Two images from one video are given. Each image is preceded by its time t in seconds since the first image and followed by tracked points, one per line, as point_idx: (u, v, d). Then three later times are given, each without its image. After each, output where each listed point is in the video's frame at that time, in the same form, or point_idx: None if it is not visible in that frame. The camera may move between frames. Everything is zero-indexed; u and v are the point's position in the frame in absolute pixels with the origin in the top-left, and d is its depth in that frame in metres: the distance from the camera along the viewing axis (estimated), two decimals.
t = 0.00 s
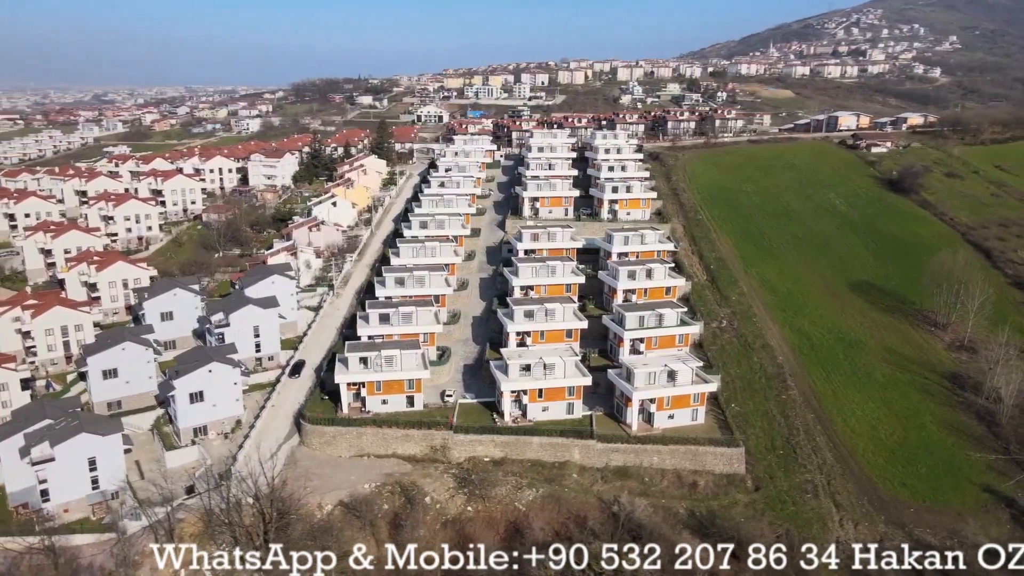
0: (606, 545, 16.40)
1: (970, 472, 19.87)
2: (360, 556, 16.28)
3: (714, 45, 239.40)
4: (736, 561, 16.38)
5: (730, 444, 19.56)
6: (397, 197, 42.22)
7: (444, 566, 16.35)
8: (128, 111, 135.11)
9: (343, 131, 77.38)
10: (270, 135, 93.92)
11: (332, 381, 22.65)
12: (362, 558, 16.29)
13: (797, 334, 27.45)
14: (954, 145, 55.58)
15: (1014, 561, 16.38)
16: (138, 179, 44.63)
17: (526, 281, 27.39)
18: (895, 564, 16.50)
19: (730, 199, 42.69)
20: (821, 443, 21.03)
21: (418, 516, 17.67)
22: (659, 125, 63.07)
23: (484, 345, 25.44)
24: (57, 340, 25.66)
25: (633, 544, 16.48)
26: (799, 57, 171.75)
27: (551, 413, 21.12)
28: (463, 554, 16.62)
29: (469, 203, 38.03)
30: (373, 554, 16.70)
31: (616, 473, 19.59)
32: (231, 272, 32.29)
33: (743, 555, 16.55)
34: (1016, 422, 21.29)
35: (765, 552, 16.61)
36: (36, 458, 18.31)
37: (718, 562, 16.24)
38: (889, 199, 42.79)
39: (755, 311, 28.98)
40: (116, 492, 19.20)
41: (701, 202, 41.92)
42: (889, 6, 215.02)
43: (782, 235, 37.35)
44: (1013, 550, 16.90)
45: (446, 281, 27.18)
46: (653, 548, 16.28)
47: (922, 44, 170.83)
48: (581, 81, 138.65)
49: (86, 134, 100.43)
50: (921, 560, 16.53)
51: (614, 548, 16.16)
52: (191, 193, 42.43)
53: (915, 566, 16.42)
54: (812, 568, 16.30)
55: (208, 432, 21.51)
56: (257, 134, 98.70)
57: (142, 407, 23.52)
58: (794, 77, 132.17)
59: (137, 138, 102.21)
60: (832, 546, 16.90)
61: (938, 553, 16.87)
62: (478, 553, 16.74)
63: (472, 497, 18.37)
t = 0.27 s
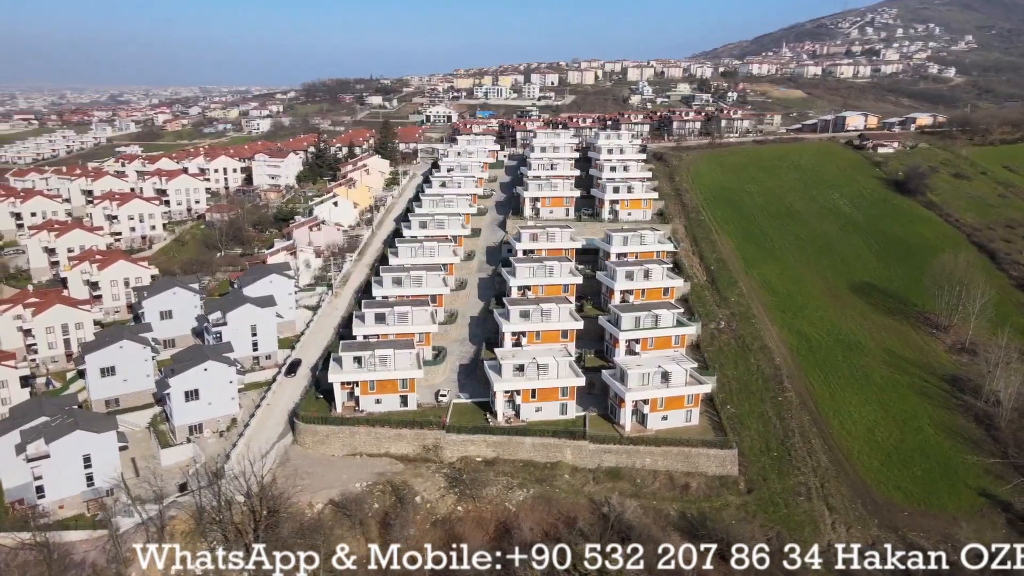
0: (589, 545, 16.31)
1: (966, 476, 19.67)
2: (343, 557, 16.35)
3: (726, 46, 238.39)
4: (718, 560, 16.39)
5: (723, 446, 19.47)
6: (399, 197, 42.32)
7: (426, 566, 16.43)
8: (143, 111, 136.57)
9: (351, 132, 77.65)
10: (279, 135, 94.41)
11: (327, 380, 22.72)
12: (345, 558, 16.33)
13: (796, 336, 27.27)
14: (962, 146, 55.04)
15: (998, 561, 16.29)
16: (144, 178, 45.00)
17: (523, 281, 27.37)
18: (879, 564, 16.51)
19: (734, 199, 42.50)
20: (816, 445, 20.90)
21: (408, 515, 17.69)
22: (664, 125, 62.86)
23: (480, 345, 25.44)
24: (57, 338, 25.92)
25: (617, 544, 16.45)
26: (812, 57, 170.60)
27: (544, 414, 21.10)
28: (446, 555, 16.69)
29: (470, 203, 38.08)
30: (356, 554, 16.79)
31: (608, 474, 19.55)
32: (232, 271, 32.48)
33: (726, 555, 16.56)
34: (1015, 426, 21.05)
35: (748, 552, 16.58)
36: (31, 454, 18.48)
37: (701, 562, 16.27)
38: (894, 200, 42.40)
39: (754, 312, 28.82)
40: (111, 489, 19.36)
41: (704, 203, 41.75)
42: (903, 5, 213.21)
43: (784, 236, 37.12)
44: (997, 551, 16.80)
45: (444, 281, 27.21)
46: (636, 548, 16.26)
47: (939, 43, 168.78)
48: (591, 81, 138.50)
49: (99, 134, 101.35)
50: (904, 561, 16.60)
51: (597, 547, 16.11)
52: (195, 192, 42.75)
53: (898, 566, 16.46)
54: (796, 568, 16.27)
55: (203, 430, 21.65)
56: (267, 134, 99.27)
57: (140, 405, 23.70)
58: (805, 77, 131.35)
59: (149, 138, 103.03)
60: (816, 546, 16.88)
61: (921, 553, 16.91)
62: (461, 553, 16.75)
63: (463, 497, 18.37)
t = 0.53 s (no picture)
0: (572, 544, 16.57)
1: (963, 484, 19.43)
2: (325, 556, 16.38)
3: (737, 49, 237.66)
4: (701, 561, 16.57)
5: (716, 451, 19.37)
6: (402, 200, 42.46)
7: (408, 566, 16.47)
8: (156, 114, 137.82)
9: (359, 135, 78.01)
10: (289, 139, 94.98)
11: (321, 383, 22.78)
12: (327, 558, 16.36)
13: (795, 341, 27.08)
14: (970, 149, 54.56)
15: (980, 561, 16.57)
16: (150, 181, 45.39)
17: (521, 284, 27.35)
18: (862, 564, 16.54)
19: (737, 203, 42.30)
20: (811, 451, 20.73)
21: (399, 518, 17.71)
22: (669, 129, 62.72)
23: (477, 348, 25.45)
24: (58, 339, 26.16)
25: (600, 544, 16.81)
26: (824, 60, 169.59)
27: (537, 418, 21.06)
28: (429, 554, 16.83)
29: (471, 206, 38.13)
30: (338, 553, 16.77)
31: (600, 479, 19.48)
32: (232, 273, 32.68)
33: (708, 555, 16.66)
34: (1014, 433, 20.79)
35: (730, 552, 16.67)
36: (26, 454, 18.64)
37: (684, 562, 16.48)
38: (899, 204, 42.04)
39: (753, 316, 28.65)
40: (105, 489, 19.50)
41: (706, 206, 41.59)
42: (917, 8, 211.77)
43: (786, 240, 36.91)
44: (980, 551, 17.00)
45: (441, 284, 27.24)
46: (619, 548, 16.59)
47: (954, 46, 167.42)
48: (601, 84, 138.45)
49: (112, 138, 102.35)
50: (887, 560, 16.61)
51: (580, 548, 16.44)
52: (199, 195, 43.10)
53: (880, 566, 16.43)
54: (779, 568, 16.42)
55: (198, 431, 21.76)
56: (277, 138, 99.93)
57: (137, 407, 23.86)
58: (816, 80, 130.69)
59: (161, 141, 103.96)
60: (799, 546, 16.92)
61: (904, 553, 17.01)
62: (444, 553, 16.88)
63: (453, 500, 18.37)
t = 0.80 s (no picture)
0: (555, 545, 16.94)
1: (960, 493, 19.18)
2: (308, 557, 16.41)
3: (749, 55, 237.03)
4: (683, 560, 16.82)
5: (709, 458, 19.25)
6: (404, 206, 42.61)
7: (390, 566, 16.51)
8: (170, 120, 139.19)
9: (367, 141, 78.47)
10: (300, 144, 95.61)
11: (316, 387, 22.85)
12: (310, 558, 16.41)
13: (794, 348, 26.88)
14: (979, 155, 54.04)
15: (962, 560, 16.83)
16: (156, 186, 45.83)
17: (518, 289, 27.34)
18: (842, 564, 16.82)
19: (740, 209, 42.12)
20: (806, 459, 20.55)
21: (388, 523, 17.72)
22: (675, 134, 62.58)
23: (473, 354, 25.46)
24: (58, 342, 26.41)
25: (582, 544, 16.98)
26: (836, 65, 168.71)
27: (530, 423, 21.01)
28: (410, 554, 16.94)
29: (472, 212, 38.19)
30: (322, 554, 16.82)
31: (592, 485, 19.39)
32: (234, 278, 32.90)
33: (691, 554, 16.92)
34: (1013, 441, 20.52)
35: (713, 552, 16.99)
36: (22, 456, 18.78)
37: (664, 563, 16.65)
38: (905, 210, 41.68)
39: (752, 323, 28.49)
40: (100, 492, 19.61)
41: (709, 212, 41.44)
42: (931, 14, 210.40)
43: (788, 246, 36.69)
44: (962, 551, 17.23)
45: (439, 289, 27.27)
46: (600, 549, 16.82)
47: (969, 51, 166.00)
48: (611, 90, 138.49)
49: (126, 143, 103.42)
50: (868, 561, 16.86)
51: (562, 548, 16.68)
52: (204, 200, 43.49)
53: (862, 565, 16.80)
54: (761, 568, 16.62)
55: (194, 435, 21.87)
56: (288, 143, 100.60)
57: (135, 410, 24.03)
58: (828, 85, 130.04)
59: (174, 147, 104.93)
60: (780, 545, 17.12)
61: (885, 553, 17.21)
62: (425, 553, 17.00)
63: (443, 505, 18.33)
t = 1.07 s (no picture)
0: (538, 545, 17.07)
1: (956, 501, 18.95)
2: (290, 557, 16.45)
3: (761, 59, 236.10)
4: (665, 560, 16.88)
5: (702, 464, 19.15)
6: (407, 210, 42.75)
7: (372, 566, 16.56)
8: (183, 124, 140.41)
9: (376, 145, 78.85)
10: (310, 148, 96.16)
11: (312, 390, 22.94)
12: (293, 559, 16.42)
13: (792, 353, 26.69)
14: (988, 160, 53.47)
15: (945, 560, 17.02)
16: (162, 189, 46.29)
17: (516, 293, 27.33)
18: (827, 564, 16.79)
19: (743, 213, 41.91)
20: (801, 465, 20.39)
21: (379, 526, 17.73)
22: (680, 138, 62.42)
23: (469, 358, 25.46)
24: (60, 344, 26.67)
25: (565, 544, 17.11)
26: (849, 70, 167.70)
27: (523, 428, 20.98)
28: (394, 554, 16.99)
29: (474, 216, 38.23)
30: (304, 554, 16.85)
31: (583, 490, 19.33)
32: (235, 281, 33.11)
33: (673, 555, 16.96)
34: (1011, 449, 20.26)
35: (696, 552, 16.99)
36: (18, 457, 18.91)
37: (647, 563, 16.75)
38: (910, 215, 41.30)
39: (751, 328, 28.33)
40: (95, 493, 19.75)
41: (712, 217, 41.26)
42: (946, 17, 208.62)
43: (791, 251, 36.46)
44: (945, 551, 17.42)
45: (436, 293, 27.31)
46: (584, 549, 16.82)
47: (984, 55, 164.33)
48: (621, 95, 138.45)
49: (139, 147, 104.48)
50: (851, 560, 17.00)
51: (545, 548, 16.79)
52: (209, 203, 43.93)
53: (846, 565, 16.83)
54: (744, 567, 16.61)
55: (190, 437, 22.01)
56: (298, 147, 101.19)
57: (133, 412, 24.21)
58: (840, 90, 129.20)
59: (186, 151, 105.80)
60: (763, 545, 17.17)
61: (869, 553, 17.37)
62: (408, 553, 17.07)
63: (434, 509, 18.32)
